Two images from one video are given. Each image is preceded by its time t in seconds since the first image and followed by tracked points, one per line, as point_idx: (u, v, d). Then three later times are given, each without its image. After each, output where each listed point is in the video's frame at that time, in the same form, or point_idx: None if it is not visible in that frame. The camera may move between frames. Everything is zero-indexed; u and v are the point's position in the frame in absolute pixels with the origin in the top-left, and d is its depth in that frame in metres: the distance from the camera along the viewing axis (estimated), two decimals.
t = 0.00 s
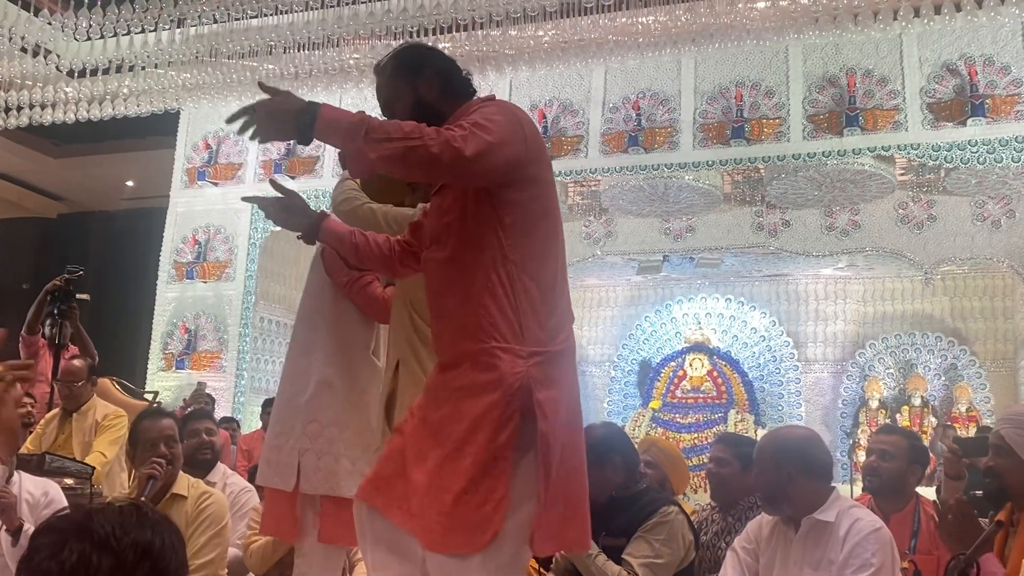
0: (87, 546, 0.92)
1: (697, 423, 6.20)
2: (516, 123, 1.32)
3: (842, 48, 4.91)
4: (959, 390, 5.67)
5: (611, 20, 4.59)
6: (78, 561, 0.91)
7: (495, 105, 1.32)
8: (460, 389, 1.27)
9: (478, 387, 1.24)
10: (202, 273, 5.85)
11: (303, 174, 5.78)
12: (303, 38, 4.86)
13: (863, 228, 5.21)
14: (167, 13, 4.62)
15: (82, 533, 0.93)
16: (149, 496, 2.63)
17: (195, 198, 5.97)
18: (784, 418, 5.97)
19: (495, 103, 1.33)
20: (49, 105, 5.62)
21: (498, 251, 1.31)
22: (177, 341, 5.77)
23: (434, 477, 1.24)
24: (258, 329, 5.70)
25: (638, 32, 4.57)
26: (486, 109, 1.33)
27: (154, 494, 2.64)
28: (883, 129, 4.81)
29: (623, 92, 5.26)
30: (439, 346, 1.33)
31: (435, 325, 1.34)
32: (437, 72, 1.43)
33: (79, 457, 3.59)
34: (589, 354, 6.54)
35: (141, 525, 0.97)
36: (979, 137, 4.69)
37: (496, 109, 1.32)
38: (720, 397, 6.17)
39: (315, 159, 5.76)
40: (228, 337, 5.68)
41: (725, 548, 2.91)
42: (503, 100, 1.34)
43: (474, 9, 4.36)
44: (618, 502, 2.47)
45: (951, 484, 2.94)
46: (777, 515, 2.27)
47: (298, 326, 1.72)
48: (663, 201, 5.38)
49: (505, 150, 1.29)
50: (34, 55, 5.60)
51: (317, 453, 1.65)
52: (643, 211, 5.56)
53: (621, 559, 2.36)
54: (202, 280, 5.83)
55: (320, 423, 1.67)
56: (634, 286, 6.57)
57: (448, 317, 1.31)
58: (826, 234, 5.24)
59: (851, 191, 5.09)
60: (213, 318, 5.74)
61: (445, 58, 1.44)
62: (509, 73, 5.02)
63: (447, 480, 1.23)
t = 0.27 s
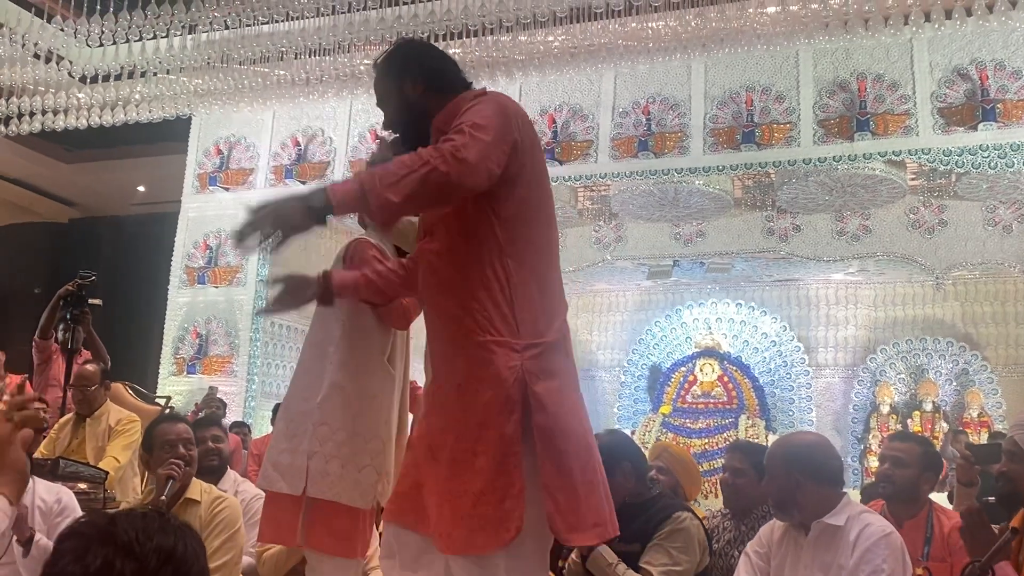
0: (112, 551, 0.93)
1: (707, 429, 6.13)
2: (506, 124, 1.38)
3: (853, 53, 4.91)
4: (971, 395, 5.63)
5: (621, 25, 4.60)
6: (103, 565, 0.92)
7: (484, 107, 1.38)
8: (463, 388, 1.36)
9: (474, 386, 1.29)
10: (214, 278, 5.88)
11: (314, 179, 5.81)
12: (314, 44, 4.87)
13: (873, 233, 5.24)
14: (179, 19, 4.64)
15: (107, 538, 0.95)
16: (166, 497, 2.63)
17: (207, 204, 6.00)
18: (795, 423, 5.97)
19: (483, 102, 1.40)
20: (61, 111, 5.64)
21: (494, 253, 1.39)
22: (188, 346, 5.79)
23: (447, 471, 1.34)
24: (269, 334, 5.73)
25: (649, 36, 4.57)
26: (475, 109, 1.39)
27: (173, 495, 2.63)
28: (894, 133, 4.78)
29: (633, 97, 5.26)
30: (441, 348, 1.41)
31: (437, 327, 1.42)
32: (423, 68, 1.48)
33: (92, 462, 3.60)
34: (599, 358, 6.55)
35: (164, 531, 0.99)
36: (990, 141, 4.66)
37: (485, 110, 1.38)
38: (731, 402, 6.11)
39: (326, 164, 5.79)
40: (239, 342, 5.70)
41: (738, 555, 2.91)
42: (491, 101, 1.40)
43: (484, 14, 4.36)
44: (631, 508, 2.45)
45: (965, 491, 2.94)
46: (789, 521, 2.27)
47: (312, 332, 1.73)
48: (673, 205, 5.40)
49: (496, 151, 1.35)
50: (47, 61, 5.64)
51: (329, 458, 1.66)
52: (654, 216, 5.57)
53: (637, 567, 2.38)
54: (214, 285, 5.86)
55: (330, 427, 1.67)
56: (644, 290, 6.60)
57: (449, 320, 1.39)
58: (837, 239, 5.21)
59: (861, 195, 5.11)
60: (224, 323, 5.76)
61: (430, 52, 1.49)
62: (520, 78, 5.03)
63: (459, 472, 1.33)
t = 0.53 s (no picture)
0: (132, 554, 0.94)
1: (719, 433, 6.11)
2: (463, 125, 1.33)
3: (866, 57, 4.91)
4: (985, 400, 5.63)
5: (634, 29, 4.61)
6: (124, 568, 0.93)
7: (438, 112, 1.34)
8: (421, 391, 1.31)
9: (440, 375, 1.22)
10: (227, 282, 5.88)
11: (326, 183, 5.81)
12: (327, 49, 4.89)
13: (887, 237, 5.20)
14: (193, 25, 4.67)
15: (127, 541, 0.95)
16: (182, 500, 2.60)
17: (221, 208, 6.02)
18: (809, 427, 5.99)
19: (445, 106, 1.35)
20: (76, 115, 5.68)
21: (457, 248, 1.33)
22: (201, 350, 5.82)
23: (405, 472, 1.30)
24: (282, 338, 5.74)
25: (661, 41, 4.57)
26: (437, 116, 1.34)
27: (188, 499, 2.60)
28: (908, 138, 4.75)
29: (646, 100, 5.26)
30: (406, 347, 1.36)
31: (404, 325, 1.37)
32: (405, 71, 1.48)
33: (106, 465, 3.61)
34: (611, 363, 6.56)
35: (184, 534, 0.99)
36: (1004, 146, 4.60)
37: (440, 114, 1.33)
38: (744, 407, 6.10)
39: (339, 169, 5.78)
40: (252, 345, 5.70)
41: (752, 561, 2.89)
42: (453, 102, 1.35)
43: (497, 19, 4.37)
44: (644, 513, 2.45)
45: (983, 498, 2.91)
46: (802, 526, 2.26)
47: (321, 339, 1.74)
48: (685, 209, 5.38)
49: (451, 153, 1.30)
50: (62, 66, 5.68)
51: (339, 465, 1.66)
52: (666, 219, 5.56)
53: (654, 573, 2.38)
54: (226, 288, 5.87)
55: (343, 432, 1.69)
56: (656, 295, 6.61)
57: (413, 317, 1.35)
58: (851, 243, 5.19)
59: (875, 199, 5.09)
60: (237, 326, 5.77)
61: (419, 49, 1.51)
62: (532, 83, 5.03)
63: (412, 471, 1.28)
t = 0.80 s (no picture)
0: (153, 553, 0.95)
1: (733, 437, 6.10)
2: (416, 140, 1.46)
3: (880, 59, 4.90)
4: (1001, 404, 5.54)
5: (648, 31, 4.60)
6: (144, 567, 0.93)
7: (394, 128, 1.47)
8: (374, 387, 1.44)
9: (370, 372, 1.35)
10: (241, 284, 5.90)
11: (340, 186, 5.83)
12: (340, 52, 4.90)
13: (901, 240, 5.17)
14: (208, 28, 4.69)
15: (148, 541, 0.96)
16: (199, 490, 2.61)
17: (234, 210, 6.04)
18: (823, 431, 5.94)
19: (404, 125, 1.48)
20: (91, 118, 5.70)
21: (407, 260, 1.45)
22: (215, 352, 5.83)
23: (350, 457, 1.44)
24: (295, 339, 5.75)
25: (674, 42, 4.56)
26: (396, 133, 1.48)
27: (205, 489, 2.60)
28: (923, 140, 4.73)
29: (659, 103, 5.26)
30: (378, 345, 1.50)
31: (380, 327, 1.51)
32: (410, 74, 1.63)
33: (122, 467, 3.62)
34: (624, 365, 6.56)
35: (202, 534, 1.00)
36: (1019, 148, 4.57)
37: (398, 129, 1.47)
38: (758, 410, 6.09)
39: (352, 171, 5.80)
40: (265, 347, 5.72)
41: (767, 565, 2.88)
42: (413, 117, 1.48)
43: (511, 21, 4.37)
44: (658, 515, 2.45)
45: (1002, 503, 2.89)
46: (819, 528, 2.25)
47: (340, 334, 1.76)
48: (699, 211, 5.35)
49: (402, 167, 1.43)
50: (77, 69, 5.71)
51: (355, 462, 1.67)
52: (679, 222, 5.55)
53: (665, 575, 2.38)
54: (240, 291, 5.88)
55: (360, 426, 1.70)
56: (669, 297, 6.58)
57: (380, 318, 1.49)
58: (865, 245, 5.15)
59: (889, 202, 5.07)
60: (250, 328, 5.78)
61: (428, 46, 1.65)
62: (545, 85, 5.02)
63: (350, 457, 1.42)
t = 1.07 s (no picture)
0: (168, 550, 0.96)
1: (743, 438, 6.15)
2: (384, 140, 1.45)
3: (892, 59, 4.89)
4: (1013, 405, 5.48)
5: (659, 31, 4.59)
6: (159, 564, 0.95)
7: (366, 128, 1.47)
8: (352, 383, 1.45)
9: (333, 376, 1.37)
10: (251, 284, 5.91)
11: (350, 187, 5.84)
12: (350, 53, 4.90)
13: (913, 240, 5.15)
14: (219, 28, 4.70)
15: (163, 537, 0.98)
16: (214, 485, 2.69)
17: (245, 211, 6.06)
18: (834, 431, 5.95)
19: (371, 124, 1.47)
20: (102, 119, 5.72)
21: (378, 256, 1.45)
22: (225, 352, 5.85)
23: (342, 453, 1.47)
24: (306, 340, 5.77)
25: (686, 42, 4.55)
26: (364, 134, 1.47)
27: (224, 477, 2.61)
28: (935, 140, 4.73)
29: (669, 103, 5.26)
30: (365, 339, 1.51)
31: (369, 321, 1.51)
32: (411, 74, 1.63)
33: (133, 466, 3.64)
34: (634, 366, 6.48)
35: (218, 530, 1.02)
36: None
37: (364, 132, 1.46)
38: (768, 411, 6.14)
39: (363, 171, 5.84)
40: (276, 347, 5.75)
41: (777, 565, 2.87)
42: (375, 119, 1.47)
43: (522, 22, 4.36)
44: (667, 515, 2.45)
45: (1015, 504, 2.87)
46: (834, 526, 2.22)
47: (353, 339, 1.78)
48: (709, 213, 5.20)
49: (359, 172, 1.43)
50: (89, 71, 5.74)
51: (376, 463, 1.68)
52: (689, 222, 5.52)
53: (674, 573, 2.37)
54: (250, 291, 5.90)
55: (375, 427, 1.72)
56: (680, 298, 6.53)
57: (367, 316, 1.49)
58: (876, 246, 5.19)
59: (901, 203, 5.05)
60: (261, 329, 5.80)
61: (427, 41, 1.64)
62: (555, 86, 5.00)
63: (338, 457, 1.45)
